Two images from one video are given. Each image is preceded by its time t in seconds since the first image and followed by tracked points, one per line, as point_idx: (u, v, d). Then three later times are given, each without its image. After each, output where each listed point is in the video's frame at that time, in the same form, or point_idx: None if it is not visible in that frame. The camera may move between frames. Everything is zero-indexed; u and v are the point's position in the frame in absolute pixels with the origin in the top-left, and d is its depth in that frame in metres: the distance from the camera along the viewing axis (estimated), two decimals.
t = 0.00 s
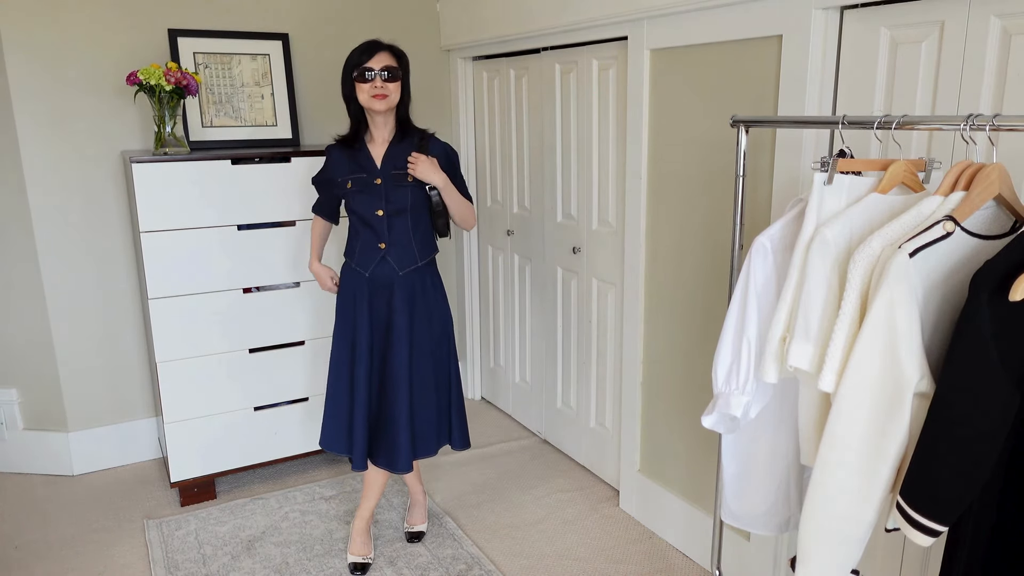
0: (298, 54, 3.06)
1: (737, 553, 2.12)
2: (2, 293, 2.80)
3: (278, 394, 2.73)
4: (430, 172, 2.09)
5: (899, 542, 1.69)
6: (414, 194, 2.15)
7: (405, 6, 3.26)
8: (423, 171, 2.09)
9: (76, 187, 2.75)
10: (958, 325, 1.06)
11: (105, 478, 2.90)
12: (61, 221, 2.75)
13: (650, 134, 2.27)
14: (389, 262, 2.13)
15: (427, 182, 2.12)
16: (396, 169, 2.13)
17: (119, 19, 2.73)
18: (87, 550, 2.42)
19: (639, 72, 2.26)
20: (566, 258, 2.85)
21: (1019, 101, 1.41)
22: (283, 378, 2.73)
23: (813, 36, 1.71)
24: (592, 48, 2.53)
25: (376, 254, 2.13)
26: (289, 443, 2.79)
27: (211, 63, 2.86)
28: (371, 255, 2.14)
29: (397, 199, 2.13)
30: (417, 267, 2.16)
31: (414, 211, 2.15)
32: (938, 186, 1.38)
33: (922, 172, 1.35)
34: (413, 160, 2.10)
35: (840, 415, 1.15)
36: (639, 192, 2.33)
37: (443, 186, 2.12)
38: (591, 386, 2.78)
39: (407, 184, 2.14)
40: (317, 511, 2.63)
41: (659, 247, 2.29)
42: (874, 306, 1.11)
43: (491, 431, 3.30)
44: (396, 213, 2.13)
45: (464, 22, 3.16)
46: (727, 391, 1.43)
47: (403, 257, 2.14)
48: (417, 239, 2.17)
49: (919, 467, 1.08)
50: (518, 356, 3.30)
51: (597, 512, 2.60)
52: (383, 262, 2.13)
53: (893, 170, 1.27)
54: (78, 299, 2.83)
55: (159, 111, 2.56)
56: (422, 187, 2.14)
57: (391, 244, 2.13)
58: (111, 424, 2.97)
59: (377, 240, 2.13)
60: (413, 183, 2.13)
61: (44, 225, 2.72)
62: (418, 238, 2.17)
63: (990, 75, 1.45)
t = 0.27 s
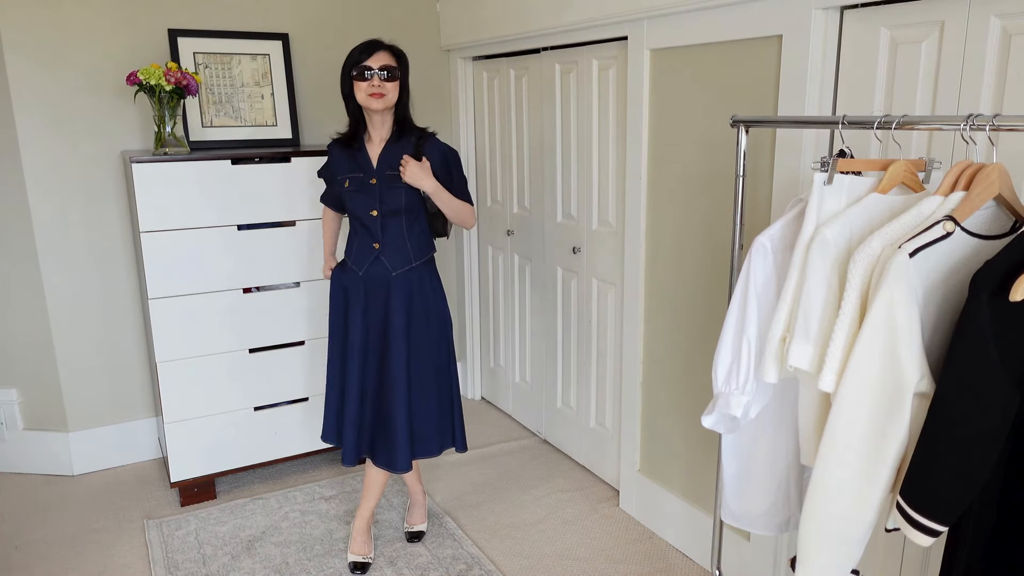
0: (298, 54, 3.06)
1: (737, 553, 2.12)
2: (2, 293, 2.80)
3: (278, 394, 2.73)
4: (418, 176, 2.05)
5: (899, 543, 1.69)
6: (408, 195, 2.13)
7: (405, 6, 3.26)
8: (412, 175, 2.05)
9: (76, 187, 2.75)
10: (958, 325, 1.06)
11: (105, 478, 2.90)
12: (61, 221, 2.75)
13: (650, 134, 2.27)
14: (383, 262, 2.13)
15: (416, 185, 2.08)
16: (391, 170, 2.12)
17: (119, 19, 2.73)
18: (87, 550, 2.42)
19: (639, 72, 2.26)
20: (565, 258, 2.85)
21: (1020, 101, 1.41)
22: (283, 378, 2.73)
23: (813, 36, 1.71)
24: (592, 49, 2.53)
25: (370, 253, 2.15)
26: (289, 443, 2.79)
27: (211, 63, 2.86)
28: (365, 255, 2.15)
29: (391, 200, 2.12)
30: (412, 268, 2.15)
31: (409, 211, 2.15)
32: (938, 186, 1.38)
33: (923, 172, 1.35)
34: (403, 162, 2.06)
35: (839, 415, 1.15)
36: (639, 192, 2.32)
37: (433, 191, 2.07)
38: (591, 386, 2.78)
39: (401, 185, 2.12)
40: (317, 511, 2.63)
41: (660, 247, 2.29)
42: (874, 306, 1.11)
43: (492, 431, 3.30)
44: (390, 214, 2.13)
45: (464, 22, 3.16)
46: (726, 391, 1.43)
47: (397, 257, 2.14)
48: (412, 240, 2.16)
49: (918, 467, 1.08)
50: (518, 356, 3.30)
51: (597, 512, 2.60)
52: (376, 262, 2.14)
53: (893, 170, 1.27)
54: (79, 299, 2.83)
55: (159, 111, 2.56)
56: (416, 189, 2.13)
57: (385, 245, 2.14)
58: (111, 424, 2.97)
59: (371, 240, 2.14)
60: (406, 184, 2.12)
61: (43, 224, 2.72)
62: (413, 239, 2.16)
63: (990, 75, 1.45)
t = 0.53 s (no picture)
0: (298, 54, 3.06)
1: (737, 553, 2.12)
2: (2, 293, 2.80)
3: (278, 394, 2.73)
4: (414, 175, 2.06)
5: (899, 543, 1.69)
6: (407, 196, 2.14)
7: (405, 6, 3.26)
8: (408, 174, 2.06)
9: (76, 187, 2.75)
10: (958, 325, 1.06)
11: (105, 478, 2.90)
12: (61, 221, 2.75)
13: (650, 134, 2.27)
14: (382, 262, 2.13)
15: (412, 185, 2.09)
16: (391, 170, 2.13)
17: (119, 19, 2.73)
18: (87, 550, 2.42)
19: (639, 72, 2.26)
20: (565, 258, 2.85)
21: (1020, 101, 1.41)
22: (283, 378, 2.73)
23: (813, 36, 1.71)
24: (592, 49, 2.53)
25: (370, 253, 2.15)
26: (289, 443, 2.79)
27: (211, 63, 2.86)
28: (365, 255, 2.16)
29: (391, 200, 2.12)
30: (412, 268, 2.15)
31: (408, 211, 2.14)
32: (938, 186, 1.38)
33: (922, 172, 1.35)
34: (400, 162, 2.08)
35: (840, 415, 1.15)
36: (639, 192, 2.32)
37: (429, 191, 2.08)
38: (591, 385, 2.78)
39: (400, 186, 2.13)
40: (317, 511, 2.63)
41: (660, 247, 2.29)
42: (874, 306, 1.11)
43: (491, 431, 3.30)
44: (390, 214, 2.13)
45: (464, 22, 3.16)
46: (727, 391, 1.43)
47: (396, 258, 2.14)
48: (411, 241, 2.15)
49: (917, 467, 1.08)
50: (518, 356, 3.30)
51: (597, 512, 2.60)
52: (376, 262, 2.14)
53: (893, 170, 1.27)
54: (79, 299, 2.83)
55: (159, 111, 2.56)
56: (415, 190, 2.12)
57: (384, 245, 2.14)
58: (111, 424, 2.96)
59: (370, 240, 2.14)
60: (405, 184, 2.12)
61: (43, 224, 2.72)
62: (412, 239, 2.16)
63: (990, 76, 1.45)
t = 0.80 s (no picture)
0: (298, 54, 3.06)
1: (737, 553, 2.12)
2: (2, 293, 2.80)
3: (278, 394, 2.73)
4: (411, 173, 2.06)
5: (899, 543, 1.69)
6: (407, 196, 2.14)
7: (405, 6, 3.26)
8: (405, 172, 2.07)
9: (76, 187, 2.75)
10: (957, 325, 1.06)
11: (105, 478, 2.90)
12: (61, 221, 2.75)
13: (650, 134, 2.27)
14: (382, 261, 2.14)
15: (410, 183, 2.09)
16: (393, 170, 2.14)
17: (118, 19, 2.72)
18: (87, 550, 2.42)
19: (639, 72, 2.26)
20: (565, 258, 2.85)
21: (1020, 101, 1.41)
22: (283, 378, 2.73)
23: (813, 36, 1.71)
24: (592, 48, 2.53)
25: (371, 253, 2.15)
26: (289, 442, 2.79)
27: (211, 63, 2.86)
28: (366, 255, 2.16)
29: (391, 199, 2.13)
30: (412, 267, 2.15)
31: (408, 211, 2.14)
32: (938, 186, 1.38)
33: (922, 172, 1.35)
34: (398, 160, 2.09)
35: (839, 414, 1.15)
36: (639, 192, 2.32)
37: (425, 189, 2.07)
38: (591, 385, 2.78)
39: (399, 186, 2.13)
40: (317, 511, 2.63)
41: (659, 247, 2.29)
42: (874, 306, 1.11)
43: (491, 431, 3.30)
44: (390, 214, 2.13)
45: (464, 22, 3.16)
46: (726, 391, 1.43)
47: (396, 258, 2.14)
48: (411, 241, 2.15)
49: (918, 467, 1.08)
50: (518, 356, 3.30)
51: (597, 512, 2.60)
52: (376, 262, 2.14)
53: (893, 170, 1.27)
54: (79, 299, 2.83)
55: (159, 111, 2.56)
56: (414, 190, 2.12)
57: (385, 244, 2.14)
58: (111, 424, 2.97)
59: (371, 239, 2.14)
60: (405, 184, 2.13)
61: (43, 224, 2.72)
62: (413, 238, 2.16)
63: (989, 76, 1.45)
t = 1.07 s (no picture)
0: (298, 54, 3.06)
1: (737, 553, 2.12)
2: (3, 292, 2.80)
3: (278, 393, 2.73)
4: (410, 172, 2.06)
5: (899, 543, 1.69)
6: (408, 196, 2.14)
7: (405, 7, 3.26)
8: (405, 171, 2.07)
9: (76, 187, 2.75)
10: (957, 325, 1.07)
11: (105, 478, 2.90)
12: (61, 221, 2.75)
13: (650, 133, 2.27)
14: (383, 261, 2.14)
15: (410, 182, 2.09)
16: (395, 170, 2.14)
17: (118, 19, 2.73)
18: (87, 550, 2.42)
19: (639, 71, 2.26)
20: (566, 258, 2.85)
21: (1019, 101, 1.41)
22: (283, 378, 2.73)
23: (813, 36, 1.71)
24: (592, 48, 2.53)
25: (371, 253, 2.15)
26: (289, 442, 2.79)
27: (211, 63, 2.86)
28: (367, 254, 2.16)
29: (393, 199, 2.13)
30: (412, 268, 2.15)
31: (410, 211, 2.14)
32: (938, 186, 1.38)
33: (922, 172, 1.35)
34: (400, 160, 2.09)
35: (839, 414, 1.15)
36: (640, 192, 2.32)
37: (426, 189, 2.07)
38: (591, 385, 2.78)
39: (401, 186, 2.14)
40: (317, 511, 2.63)
41: (659, 248, 2.29)
42: (874, 306, 1.11)
43: (491, 431, 3.30)
44: (392, 213, 2.13)
45: (464, 22, 3.16)
46: (726, 391, 1.43)
47: (397, 258, 2.14)
48: (412, 241, 2.15)
49: (918, 467, 1.08)
50: (518, 356, 3.30)
51: (597, 512, 2.60)
52: (377, 262, 2.14)
53: (893, 170, 1.27)
54: (79, 299, 2.83)
55: (159, 111, 2.56)
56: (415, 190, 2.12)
57: (386, 244, 2.14)
58: (111, 424, 2.97)
59: (372, 239, 2.14)
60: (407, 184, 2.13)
61: (43, 224, 2.72)
62: (414, 239, 2.16)
63: (989, 76, 1.45)
